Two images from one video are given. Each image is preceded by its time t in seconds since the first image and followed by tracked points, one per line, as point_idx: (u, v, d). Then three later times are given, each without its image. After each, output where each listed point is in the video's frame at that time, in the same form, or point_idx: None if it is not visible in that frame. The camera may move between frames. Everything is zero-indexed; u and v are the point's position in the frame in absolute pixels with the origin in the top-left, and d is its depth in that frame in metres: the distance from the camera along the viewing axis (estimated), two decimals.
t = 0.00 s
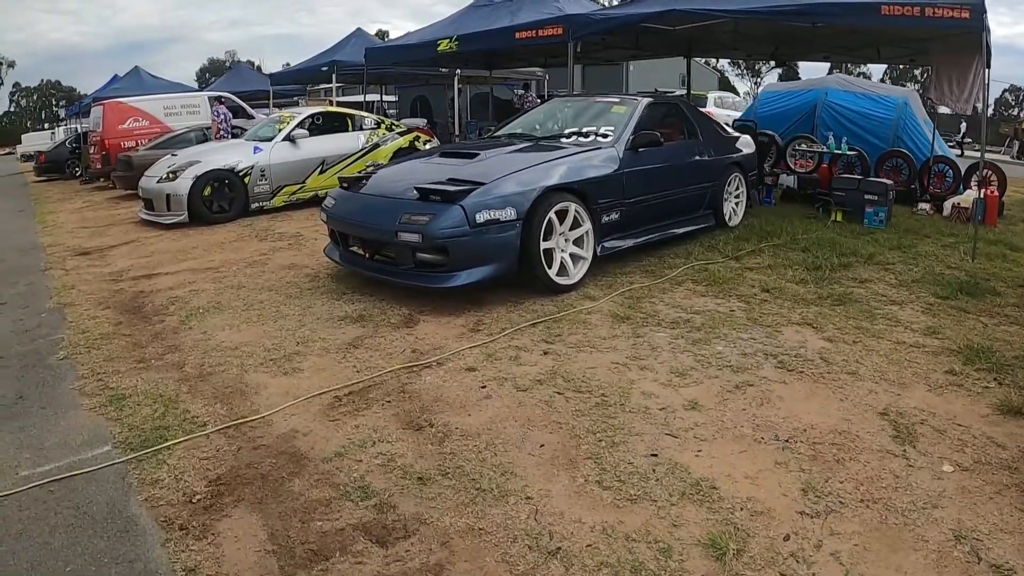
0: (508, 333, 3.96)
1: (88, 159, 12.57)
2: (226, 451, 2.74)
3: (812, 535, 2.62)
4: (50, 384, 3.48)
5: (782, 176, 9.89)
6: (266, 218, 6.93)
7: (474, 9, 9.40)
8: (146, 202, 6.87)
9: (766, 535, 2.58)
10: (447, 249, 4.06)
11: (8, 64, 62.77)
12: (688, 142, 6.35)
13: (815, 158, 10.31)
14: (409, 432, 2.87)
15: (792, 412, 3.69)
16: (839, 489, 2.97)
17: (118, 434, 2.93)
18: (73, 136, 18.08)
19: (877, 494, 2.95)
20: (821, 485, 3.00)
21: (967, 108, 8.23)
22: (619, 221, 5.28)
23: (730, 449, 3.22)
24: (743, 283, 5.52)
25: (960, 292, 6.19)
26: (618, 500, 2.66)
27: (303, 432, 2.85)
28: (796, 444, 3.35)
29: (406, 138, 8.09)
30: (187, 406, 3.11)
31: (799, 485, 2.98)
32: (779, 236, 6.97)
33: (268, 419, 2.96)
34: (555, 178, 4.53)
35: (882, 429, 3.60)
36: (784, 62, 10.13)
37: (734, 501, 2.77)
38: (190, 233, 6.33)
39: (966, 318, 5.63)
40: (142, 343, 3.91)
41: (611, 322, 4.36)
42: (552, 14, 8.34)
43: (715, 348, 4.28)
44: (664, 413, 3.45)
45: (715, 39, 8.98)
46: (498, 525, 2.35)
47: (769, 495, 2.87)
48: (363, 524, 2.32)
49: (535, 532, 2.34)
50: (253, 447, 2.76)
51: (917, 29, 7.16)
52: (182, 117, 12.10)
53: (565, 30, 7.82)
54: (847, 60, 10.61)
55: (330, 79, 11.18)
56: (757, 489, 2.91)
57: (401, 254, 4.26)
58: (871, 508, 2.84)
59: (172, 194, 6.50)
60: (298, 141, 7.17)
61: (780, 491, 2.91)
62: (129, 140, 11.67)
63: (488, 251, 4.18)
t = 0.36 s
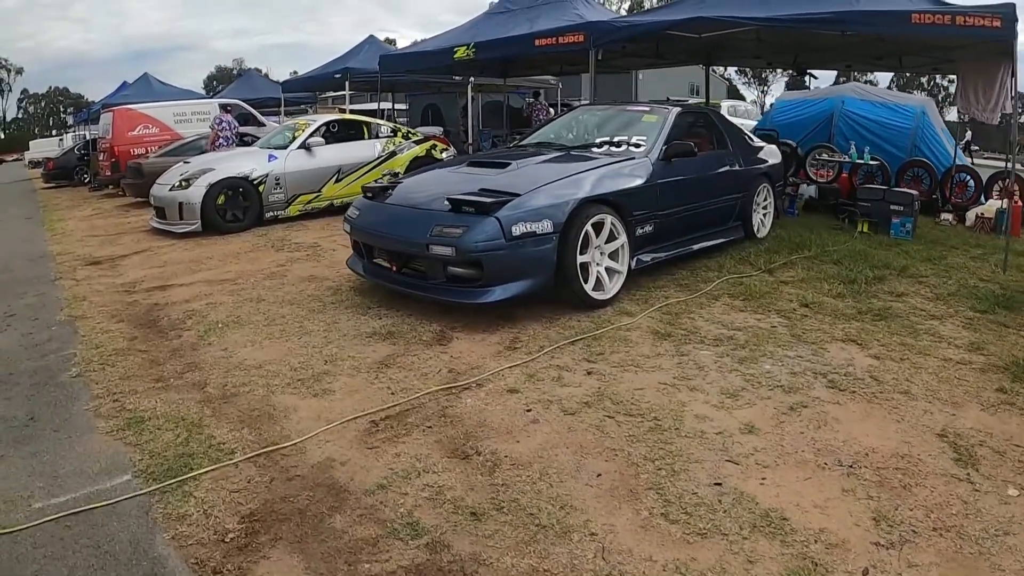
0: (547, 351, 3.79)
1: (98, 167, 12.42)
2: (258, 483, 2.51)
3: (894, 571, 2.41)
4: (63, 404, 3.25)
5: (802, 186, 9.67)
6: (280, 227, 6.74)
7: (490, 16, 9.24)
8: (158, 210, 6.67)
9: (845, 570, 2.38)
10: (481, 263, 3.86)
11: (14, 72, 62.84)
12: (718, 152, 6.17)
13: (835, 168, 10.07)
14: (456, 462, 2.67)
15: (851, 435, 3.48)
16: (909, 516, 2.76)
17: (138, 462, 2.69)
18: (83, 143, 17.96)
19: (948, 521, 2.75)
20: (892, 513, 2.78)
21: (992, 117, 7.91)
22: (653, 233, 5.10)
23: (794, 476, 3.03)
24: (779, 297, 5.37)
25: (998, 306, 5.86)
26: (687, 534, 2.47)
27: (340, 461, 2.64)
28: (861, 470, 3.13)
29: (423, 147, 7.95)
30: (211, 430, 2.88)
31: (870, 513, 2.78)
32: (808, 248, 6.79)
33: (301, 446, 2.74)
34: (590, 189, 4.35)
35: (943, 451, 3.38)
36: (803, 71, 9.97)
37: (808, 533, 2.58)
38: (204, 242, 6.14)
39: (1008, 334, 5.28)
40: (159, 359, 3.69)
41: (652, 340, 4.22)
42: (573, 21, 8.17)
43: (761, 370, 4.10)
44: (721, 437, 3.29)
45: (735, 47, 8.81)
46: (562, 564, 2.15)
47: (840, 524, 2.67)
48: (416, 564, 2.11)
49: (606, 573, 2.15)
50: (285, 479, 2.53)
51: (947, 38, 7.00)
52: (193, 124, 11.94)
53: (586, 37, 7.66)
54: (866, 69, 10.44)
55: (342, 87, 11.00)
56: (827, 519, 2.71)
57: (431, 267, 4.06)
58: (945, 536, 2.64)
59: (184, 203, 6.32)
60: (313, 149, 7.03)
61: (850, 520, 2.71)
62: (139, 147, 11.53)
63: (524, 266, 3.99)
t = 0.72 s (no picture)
0: (582, 369, 3.64)
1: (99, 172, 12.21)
2: (288, 516, 2.30)
3: None
4: (68, 425, 3.01)
5: (814, 195, 9.48)
6: (288, 235, 6.55)
7: (499, 22, 9.09)
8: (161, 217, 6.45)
9: None
10: (511, 276, 3.68)
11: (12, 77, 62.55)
12: (741, 162, 6.03)
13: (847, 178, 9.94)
14: (501, 492, 2.50)
15: (903, 456, 3.29)
16: (973, 541, 2.60)
17: (154, 493, 2.45)
18: (83, 148, 17.71)
19: (1015, 546, 2.58)
20: (957, 538, 2.61)
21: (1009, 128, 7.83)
22: (680, 245, 4.94)
23: (853, 501, 2.86)
24: (809, 310, 5.25)
25: None
26: (755, 568, 2.33)
27: (375, 492, 2.44)
28: (919, 493, 2.94)
29: (433, 154, 7.72)
30: (230, 458, 2.64)
31: (934, 539, 2.61)
32: (830, 259, 6.65)
33: (331, 475, 2.54)
34: (621, 200, 4.20)
35: (999, 471, 3.20)
36: (815, 80, 9.87)
37: (878, 564, 2.42)
38: (210, 251, 5.94)
39: None
40: (170, 376, 3.46)
41: (687, 356, 4.10)
42: (586, 27, 8.02)
43: (802, 389, 3.95)
44: (773, 461, 3.14)
45: (749, 56, 8.69)
46: None
47: (908, 553, 2.50)
48: None
49: None
50: (317, 514, 2.31)
51: (970, 47, 6.87)
52: (195, 129, 11.71)
53: (601, 43, 7.50)
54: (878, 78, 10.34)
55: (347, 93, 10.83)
56: (894, 546, 2.54)
57: (456, 280, 3.87)
58: (1013, 563, 2.48)
59: (190, 210, 6.11)
60: (321, 155, 6.85)
61: (916, 547, 2.54)
62: (140, 153, 11.25)
63: (555, 279, 3.82)
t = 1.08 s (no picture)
0: (616, 387, 3.52)
1: (98, 178, 12.00)
2: (323, 555, 2.13)
3: None
4: (76, 450, 2.79)
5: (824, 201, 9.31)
6: (294, 244, 6.37)
7: (505, 26, 8.95)
8: (163, 225, 6.25)
9: None
10: (540, 290, 3.54)
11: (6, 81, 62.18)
12: (761, 168, 5.90)
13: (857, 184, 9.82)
14: (548, 523, 2.35)
15: (949, 474, 3.13)
16: None
17: (173, 529, 2.26)
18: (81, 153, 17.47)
19: None
20: (1017, 561, 2.47)
21: None
22: (705, 255, 4.81)
23: (907, 523, 2.70)
24: (835, 321, 5.16)
25: None
26: None
27: (414, 525, 2.27)
28: (972, 513, 2.79)
29: (440, 159, 7.61)
30: (253, 489, 2.46)
31: (993, 562, 2.47)
32: (848, 267, 6.53)
33: (366, 506, 2.37)
34: (649, 210, 4.07)
35: None
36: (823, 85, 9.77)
37: None
38: (216, 261, 5.77)
39: None
40: (183, 397, 3.25)
41: (721, 372, 4.00)
42: (596, 31, 7.88)
43: (840, 405, 3.82)
44: (823, 482, 3.00)
45: (759, 60, 8.56)
46: None
47: None
48: None
49: None
50: (354, 552, 2.14)
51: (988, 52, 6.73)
52: (196, 134, 11.57)
53: (612, 47, 7.35)
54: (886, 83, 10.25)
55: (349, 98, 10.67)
56: (956, 572, 2.40)
57: (480, 293, 3.70)
58: None
59: (194, 217, 5.93)
60: (327, 162, 6.71)
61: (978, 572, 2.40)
62: (140, 158, 11.10)
63: (584, 293, 3.68)
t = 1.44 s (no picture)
0: (659, 404, 3.36)
1: (101, 182, 11.79)
2: None
3: None
4: (92, 477, 2.57)
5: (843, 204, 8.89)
6: (306, 251, 6.19)
7: (517, 29, 8.80)
8: (171, 231, 6.06)
9: None
10: (579, 303, 3.37)
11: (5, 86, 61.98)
12: (788, 173, 5.75)
13: (873, 186, 9.56)
14: (609, 557, 2.18)
15: (1013, 491, 2.95)
16: None
17: (203, 567, 2.06)
18: (84, 158, 17.17)
19: None
20: None
21: None
22: (738, 263, 4.66)
23: (978, 545, 2.53)
24: (871, 330, 4.98)
25: None
26: None
27: (467, 561, 2.09)
28: None
29: (452, 165, 7.47)
30: (286, 522, 2.26)
31: None
32: (875, 272, 6.36)
33: (411, 540, 2.18)
34: (686, 218, 3.93)
35: None
36: (839, 88, 9.62)
37: None
38: (227, 270, 5.58)
39: None
40: (203, 416, 3.03)
41: (765, 385, 3.84)
42: (612, 33, 7.72)
43: (890, 419, 3.64)
44: (885, 502, 2.81)
45: (776, 62, 8.40)
46: None
47: None
48: None
49: None
50: None
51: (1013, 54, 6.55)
52: (201, 139, 11.42)
53: (629, 49, 7.17)
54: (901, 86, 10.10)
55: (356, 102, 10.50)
56: None
57: (514, 305, 3.53)
58: None
59: (203, 224, 5.74)
60: (339, 166, 6.53)
61: None
62: (145, 163, 10.89)
63: (623, 306, 3.52)
